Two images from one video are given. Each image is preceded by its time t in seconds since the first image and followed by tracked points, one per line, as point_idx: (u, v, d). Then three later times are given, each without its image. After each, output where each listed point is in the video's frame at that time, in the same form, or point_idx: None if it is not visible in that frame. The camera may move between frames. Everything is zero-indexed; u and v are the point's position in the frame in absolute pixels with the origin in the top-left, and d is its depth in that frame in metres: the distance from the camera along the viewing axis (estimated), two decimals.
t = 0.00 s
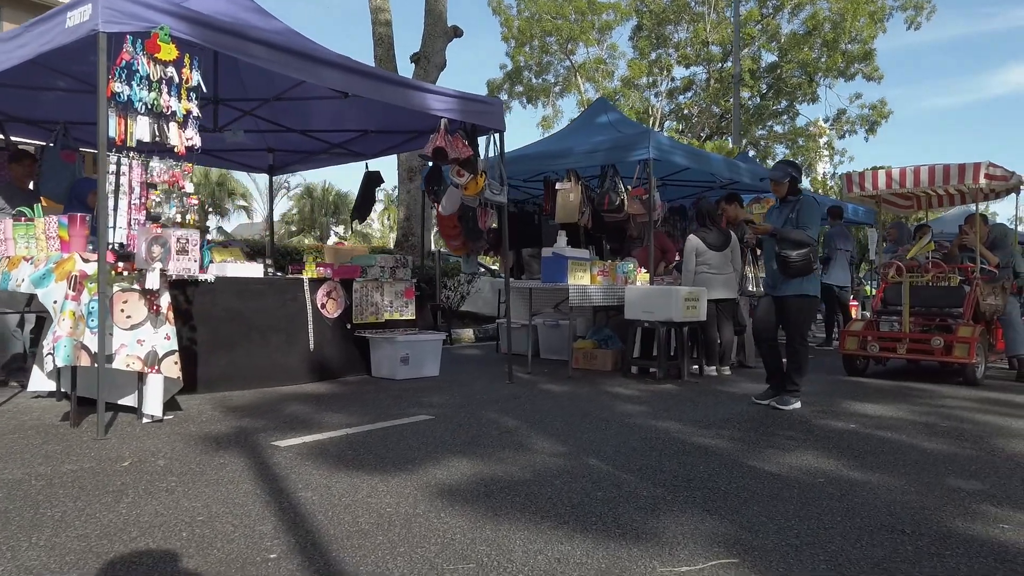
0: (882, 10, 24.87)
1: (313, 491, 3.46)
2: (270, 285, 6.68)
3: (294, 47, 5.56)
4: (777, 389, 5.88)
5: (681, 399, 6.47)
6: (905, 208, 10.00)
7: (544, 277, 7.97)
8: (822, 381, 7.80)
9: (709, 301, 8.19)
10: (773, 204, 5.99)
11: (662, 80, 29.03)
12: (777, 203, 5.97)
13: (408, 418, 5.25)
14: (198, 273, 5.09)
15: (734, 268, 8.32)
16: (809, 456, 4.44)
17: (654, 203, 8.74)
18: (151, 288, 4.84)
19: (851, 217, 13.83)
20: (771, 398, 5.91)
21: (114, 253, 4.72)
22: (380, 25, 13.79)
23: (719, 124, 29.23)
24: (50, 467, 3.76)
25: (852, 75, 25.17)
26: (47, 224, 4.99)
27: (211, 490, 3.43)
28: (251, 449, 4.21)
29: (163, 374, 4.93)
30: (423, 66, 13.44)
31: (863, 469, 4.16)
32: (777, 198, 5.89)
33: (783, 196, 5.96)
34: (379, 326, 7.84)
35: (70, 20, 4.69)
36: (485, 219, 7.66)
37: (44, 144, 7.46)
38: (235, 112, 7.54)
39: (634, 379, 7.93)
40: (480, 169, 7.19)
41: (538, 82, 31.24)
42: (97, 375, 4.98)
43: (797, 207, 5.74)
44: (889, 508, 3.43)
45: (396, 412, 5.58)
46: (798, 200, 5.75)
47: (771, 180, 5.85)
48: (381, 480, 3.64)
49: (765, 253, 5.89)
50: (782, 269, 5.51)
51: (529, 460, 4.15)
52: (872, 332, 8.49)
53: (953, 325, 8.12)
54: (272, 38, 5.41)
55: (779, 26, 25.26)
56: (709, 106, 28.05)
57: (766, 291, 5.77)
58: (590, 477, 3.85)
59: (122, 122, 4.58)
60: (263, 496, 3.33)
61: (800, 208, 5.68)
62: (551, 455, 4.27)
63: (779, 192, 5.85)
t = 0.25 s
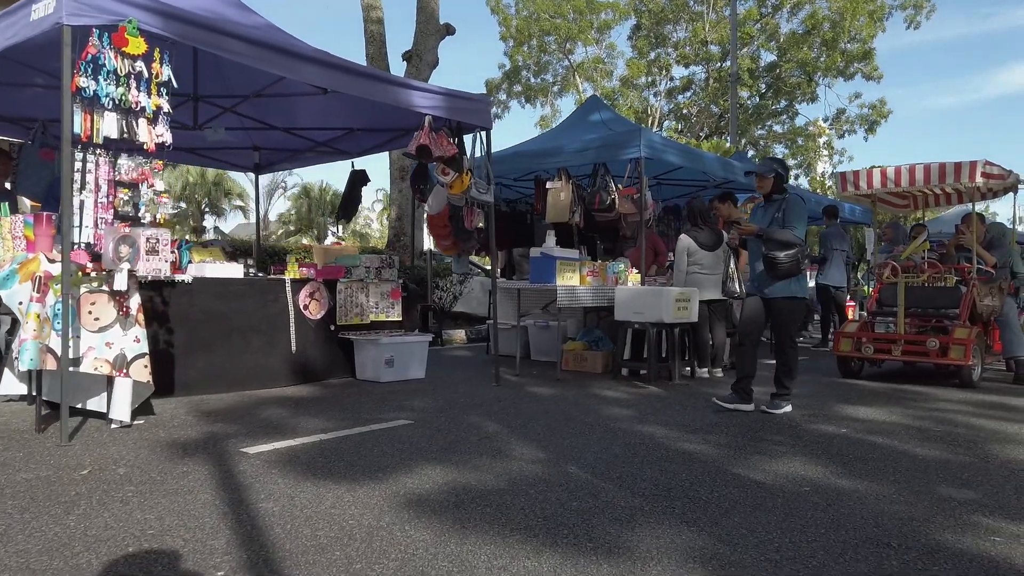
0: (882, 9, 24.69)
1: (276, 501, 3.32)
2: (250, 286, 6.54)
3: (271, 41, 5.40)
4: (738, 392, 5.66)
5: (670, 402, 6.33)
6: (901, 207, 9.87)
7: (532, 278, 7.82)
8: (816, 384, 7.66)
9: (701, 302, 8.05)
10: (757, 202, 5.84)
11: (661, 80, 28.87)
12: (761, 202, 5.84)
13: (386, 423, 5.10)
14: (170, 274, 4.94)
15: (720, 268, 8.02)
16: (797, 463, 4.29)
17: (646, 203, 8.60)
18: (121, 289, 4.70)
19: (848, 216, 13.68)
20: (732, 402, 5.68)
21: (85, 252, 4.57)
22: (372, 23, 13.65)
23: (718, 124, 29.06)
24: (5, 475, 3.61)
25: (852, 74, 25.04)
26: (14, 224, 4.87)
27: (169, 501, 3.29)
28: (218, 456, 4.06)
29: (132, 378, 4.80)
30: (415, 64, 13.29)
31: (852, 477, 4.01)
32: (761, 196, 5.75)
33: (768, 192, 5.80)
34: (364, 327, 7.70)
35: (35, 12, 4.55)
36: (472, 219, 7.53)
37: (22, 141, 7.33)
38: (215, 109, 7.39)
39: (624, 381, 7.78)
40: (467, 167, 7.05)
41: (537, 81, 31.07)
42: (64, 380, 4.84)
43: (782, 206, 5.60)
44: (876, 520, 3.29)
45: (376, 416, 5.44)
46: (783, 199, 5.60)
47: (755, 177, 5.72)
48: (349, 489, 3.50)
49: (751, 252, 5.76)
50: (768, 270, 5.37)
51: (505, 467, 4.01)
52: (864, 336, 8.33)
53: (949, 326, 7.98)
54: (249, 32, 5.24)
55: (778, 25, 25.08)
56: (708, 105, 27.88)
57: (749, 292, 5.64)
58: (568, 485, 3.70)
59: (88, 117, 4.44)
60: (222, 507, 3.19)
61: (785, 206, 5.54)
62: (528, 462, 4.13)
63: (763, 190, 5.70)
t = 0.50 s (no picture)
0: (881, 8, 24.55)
1: (236, 506, 3.16)
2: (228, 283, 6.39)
3: (246, 30, 5.25)
4: (713, 389, 5.46)
5: (658, 403, 6.18)
6: (899, 205, 9.73)
7: (520, 277, 7.65)
8: (809, 384, 7.51)
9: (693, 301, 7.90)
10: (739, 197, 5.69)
11: (659, 79, 28.73)
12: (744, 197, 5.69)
13: (364, 424, 4.95)
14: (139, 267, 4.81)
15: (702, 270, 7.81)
16: (785, 465, 4.13)
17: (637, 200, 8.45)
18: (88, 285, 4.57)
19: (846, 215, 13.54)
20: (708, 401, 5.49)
21: (58, 250, 4.42)
22: (363, 19, 13.51)
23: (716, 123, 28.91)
24: None
25: (852, 73, 24.94)
26: None
27: (123, 505, 3.14)
28: (184, 458, 3.90)
29: (100, 378, 4.66)
30: (407, 60, 13.15)
31: (841, 481, 3.86)
32: (744, 191, 5.61)
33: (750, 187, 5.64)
34: (349, 326, 7.55)
35: None
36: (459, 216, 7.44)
37: None
38: (194, 102, 7.24)
39: (614, 381, 7.63)
40: (453, 162, 6.90)
41: (535, 81, 30.92)
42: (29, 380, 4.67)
43: (766, 201, 5.44)
44: (865, 526, 3.14)
45: (355, 417, 5.28)
46: (766, 193, 5.45)
47: (737, 172, 5.58)
48: (314, 494, 3.35)
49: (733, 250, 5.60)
50: (754, 268, 5.22)
51: (481, 470, 3.85)
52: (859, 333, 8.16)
53: (946, 325, 7.83)
54: (222, 22, 5.09)
55: (777, 24, 24.92)
56: (707, 105, 27.73)
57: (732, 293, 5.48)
58: (544, 489, 3.55)
59: (49, 108, 4.31)
60: (176, 514, 3.03)
61: (769, 202, 5.38)
62: (506, 464, 3.98)
63: (746, 184, 5.55)
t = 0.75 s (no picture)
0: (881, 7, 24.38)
1: (193, 515, 3.01)
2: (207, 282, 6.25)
3: (223, 23, 5.10)
4: (700, 397, 5.29)
5: (647, 405, 6.04)
6: (895, 203, 9.60)
7: (508, 276, 7.52)
8: (803, 385, 7.37)
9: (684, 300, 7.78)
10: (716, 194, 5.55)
11: (658, 78, 28.58)
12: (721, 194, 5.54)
13: (341, 428, 4.80)
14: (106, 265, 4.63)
15: (691, 266, 7.62)
16: (772, 471, 3.99)
17: (629, 198, 8.33)
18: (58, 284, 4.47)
19: (843, 214, 13.40)
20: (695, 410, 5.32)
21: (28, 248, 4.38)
22: (355, 16, 13.37)
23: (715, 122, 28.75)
24: None
25: (850, 72, 24.83)
26: None
27: (75, 515, 2.99)
28: (148, 464, 3.76)
29: (68, 380, 4.55)
30: (399, 58, 13.00)
31: (829, 488, 3.71)
32: (723, 188, 5.45)
33: (727, 182, 5.48)
34: (334, 327, 7.41)
35: None
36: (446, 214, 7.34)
37: None
38: (174, 97, 7.09)
39: (604, 382, 7.49)
40: (439, 158, 6.74)
41: (534, 80, 30.75)
42: None
43: (745, 198, 5.32)
44: (851, 537, 2.99)
45: (333, 420, 5.13)
46: (746, 190, 5.32)
47: (717, 168, 5.42)
48: (277, 503, 3.20)
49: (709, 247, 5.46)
50: (734, 266, 5.10)
51: (456, 476, 3.71)
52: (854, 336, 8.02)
53: (942, 325, 7.70)
54: (197, 13, 4.96)
55: (776, 23, 24.75)
56: (705, 104, 27.58)
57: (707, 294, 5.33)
58: (518, 497, 3.40)
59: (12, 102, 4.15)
60: (129, 525, 2.88)
61: (749, 199, 5.26)
62: (482, 470, 3.84)
63: (725, 180, 5.41)
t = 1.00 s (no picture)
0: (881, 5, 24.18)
1: (145, 532, 2.88)
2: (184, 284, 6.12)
3: (196, 18, 4.95)
4: (687, 404, 5.15)
5: (634, 409, 5.90)
6: (892, 202, 9.46)
7: (497, 277, 7.40)
8: (795, 388, 7.23)
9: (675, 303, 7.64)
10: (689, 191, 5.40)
11: (657, 76, 28.41)
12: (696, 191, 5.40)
13: (317, 435, 4.67)
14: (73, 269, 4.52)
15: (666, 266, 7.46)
16: (758, 482, 3.85)
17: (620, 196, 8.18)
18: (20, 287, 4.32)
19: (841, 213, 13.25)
20: (682, 417, 5.17)
21: None
22: (347, 12, 13.21)
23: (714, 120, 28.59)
24: None
25: (851, 71, 24.65)
26: None
27: (22, 531, 2.86)
28: (110, 474, 3.62)
29: (33, 387, 4.40)
30: (391, 54, 12.85)
31: (815, 499, 3.57)
32: (698, 184, 5.31)
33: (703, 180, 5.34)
34: (318, 328, 7.27)
35: None
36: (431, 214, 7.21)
37: None
38: (152, 94, 6.95)
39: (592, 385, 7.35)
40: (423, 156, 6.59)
41: (533, 78, 30.56)
42: None
43: (720, 194, 5.17)
44: (835, 555, 2.85)
45: (310, 425, 5.00)
46: (721, 186, 5.18)
47: (692, 163, 5.29)
48: (237, 517, 3.07)
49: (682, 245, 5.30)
50: (708, 264, 4.95)
51: (428, 488, 3.57)
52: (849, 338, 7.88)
53: (938, 327, 7.56)
54: (168, 7, 4.79)
55: (775, 21, 24.55)
56: (704, 102, 27.42)
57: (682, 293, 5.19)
58: (490, 511, 3.26)
59: None
60: (76, 543, 2.75)
61: (724, 196, 5.11)
62: (456, 481, 3.70)
63: (699, 176, 5.26)
